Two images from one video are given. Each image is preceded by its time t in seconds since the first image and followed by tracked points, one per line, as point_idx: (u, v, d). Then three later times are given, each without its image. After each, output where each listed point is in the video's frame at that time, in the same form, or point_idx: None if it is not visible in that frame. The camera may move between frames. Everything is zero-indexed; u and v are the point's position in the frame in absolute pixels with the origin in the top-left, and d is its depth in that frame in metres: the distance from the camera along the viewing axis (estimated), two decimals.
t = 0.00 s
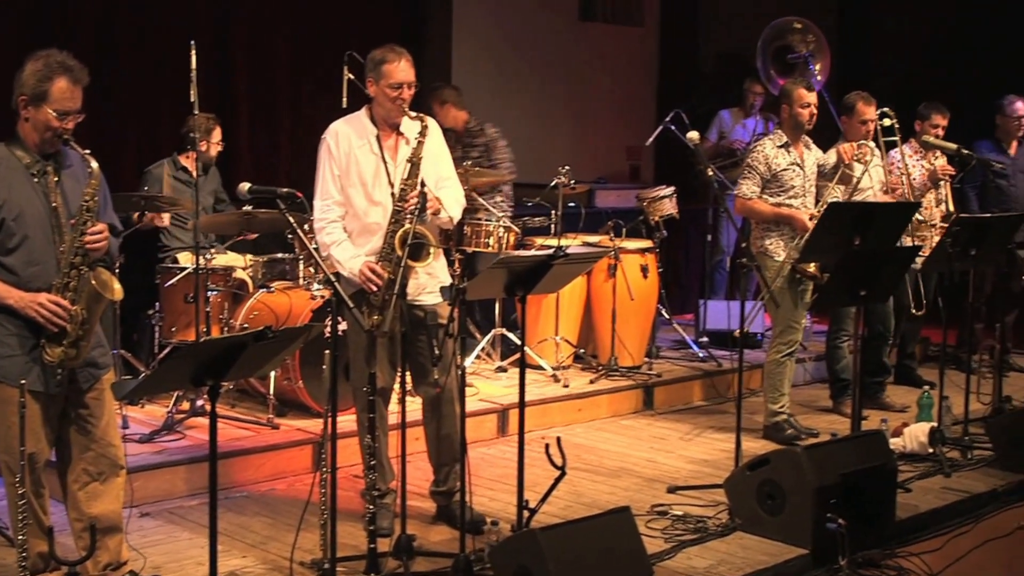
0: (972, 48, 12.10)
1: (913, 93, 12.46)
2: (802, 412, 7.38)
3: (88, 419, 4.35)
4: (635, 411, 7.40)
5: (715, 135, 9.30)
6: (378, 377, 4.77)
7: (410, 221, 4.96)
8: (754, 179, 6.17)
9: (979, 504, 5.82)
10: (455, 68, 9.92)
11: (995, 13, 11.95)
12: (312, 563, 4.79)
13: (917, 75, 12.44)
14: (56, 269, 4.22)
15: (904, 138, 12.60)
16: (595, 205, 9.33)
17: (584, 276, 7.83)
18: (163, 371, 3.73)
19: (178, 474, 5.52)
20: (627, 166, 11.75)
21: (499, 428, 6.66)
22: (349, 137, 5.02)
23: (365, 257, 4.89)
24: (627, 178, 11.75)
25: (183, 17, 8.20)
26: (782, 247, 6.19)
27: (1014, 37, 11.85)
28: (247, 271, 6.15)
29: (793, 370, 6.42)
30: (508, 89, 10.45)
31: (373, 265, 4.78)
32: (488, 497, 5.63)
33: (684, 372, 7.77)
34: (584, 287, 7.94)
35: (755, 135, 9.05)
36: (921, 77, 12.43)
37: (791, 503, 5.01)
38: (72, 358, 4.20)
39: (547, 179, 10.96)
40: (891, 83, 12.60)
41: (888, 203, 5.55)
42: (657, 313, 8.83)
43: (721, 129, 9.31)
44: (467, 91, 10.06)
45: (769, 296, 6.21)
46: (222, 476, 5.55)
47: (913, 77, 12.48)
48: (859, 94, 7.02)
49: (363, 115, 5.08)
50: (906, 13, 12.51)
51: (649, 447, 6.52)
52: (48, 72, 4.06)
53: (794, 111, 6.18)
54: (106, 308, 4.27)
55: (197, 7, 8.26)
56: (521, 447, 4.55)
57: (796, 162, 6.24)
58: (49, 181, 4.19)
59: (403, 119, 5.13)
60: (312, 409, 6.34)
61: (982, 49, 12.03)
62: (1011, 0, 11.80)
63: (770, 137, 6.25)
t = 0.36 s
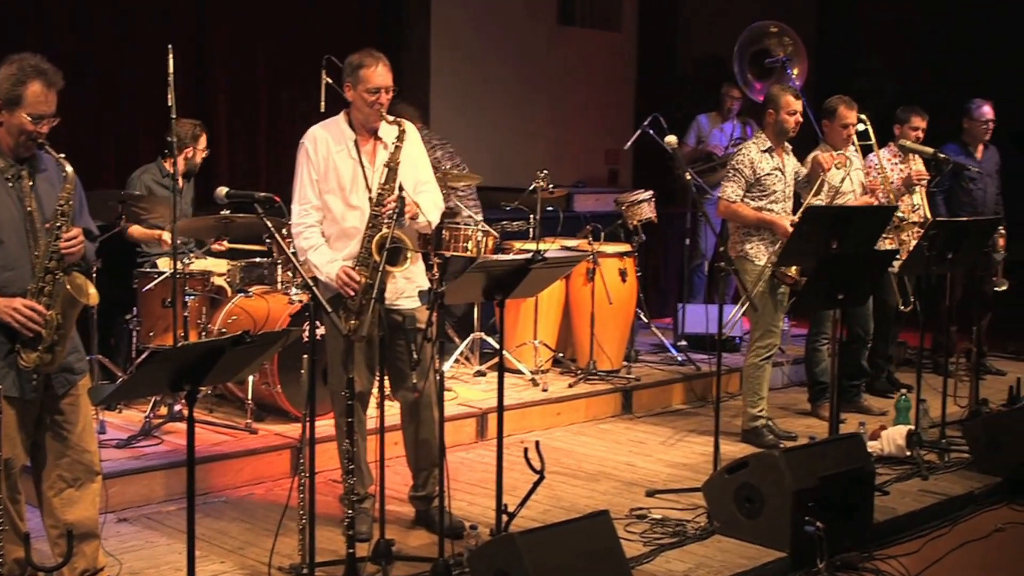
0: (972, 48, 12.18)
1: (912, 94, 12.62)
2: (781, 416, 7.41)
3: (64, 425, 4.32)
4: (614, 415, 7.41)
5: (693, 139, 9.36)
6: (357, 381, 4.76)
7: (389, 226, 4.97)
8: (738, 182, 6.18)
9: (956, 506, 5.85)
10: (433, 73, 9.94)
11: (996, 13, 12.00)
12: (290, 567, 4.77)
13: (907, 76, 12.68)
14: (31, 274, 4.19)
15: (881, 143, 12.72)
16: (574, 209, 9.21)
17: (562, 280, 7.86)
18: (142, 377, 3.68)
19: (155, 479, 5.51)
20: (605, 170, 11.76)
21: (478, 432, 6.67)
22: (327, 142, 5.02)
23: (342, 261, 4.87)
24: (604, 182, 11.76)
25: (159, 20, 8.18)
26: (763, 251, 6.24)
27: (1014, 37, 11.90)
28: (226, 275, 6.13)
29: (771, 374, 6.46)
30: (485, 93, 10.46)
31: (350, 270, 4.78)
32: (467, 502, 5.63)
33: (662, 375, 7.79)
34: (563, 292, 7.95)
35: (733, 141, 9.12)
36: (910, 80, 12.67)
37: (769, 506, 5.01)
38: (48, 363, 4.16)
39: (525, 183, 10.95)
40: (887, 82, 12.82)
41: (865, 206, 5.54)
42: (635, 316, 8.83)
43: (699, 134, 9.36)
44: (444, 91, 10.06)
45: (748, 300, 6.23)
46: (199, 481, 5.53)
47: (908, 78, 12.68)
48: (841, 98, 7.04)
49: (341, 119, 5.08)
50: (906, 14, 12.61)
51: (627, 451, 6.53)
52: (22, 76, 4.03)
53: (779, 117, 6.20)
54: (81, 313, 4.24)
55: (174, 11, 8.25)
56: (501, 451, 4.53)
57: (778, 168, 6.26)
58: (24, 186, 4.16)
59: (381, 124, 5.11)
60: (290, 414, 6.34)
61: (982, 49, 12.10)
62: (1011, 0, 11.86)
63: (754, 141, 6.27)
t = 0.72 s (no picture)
0: (972, 47, 11.96)
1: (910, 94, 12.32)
2: (761, 417, 7.43)
3: (41, 428, 4.29)
4: (594, 417, 7.42)
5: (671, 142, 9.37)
6: (336, 383, 4.75)
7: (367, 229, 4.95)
8: (712, 182, 6.22)
9: (935, 507, 5.87)
10: (412, 75, 9.94)
11: (996, 13, 11.81)
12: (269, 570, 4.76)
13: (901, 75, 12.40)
14: (7, 276, 4.15)
15: (862, 143, 12.74)
16: (553, 211, 9.28)
17: (543, 281, 7.86)
18: (120, 379, 3.66)
19: (134, 483, 5.49)
20: (585, 171, 11.77)
21: (458, 434, 6.68)
22: (307, 143, 5.00)
23: (320, 263, 4.86)
24: (584, 184, 11.77)
25: (136, 21, 8.15)
26: (738, 253, 6.26)
27: (1014, 37, 11.74)
28: (205, 277, 6.19)
29: (749, 375, 6.45)
30: (465, 95, 10.46)
31: (329, 271, 4.77)
32: (448, 504, 5.63)
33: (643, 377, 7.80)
34: (543, 293, 7.96)
35: (711, 143, 9.17)
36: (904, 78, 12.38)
37: (749, 507, 5.02)
38: (25, 366, 4.10)
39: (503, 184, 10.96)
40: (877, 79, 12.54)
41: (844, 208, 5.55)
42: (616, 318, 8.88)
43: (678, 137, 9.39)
44: (424, 92, 10.06)
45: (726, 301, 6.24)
46: (178, 484, 5.52)
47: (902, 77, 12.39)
48: (824, 100, 7.08)
49: (321, 121, 5.07)
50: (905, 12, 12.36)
51: (607, 452, 6.54)
52: None
53: (756, 118, 6.21)
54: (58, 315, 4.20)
55: (151, 12, 8.22)
56: (481, 453, 4.52)
57: (755, 169, 6.27)
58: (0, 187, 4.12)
59: (362, 126, 5.11)
60: (269, 416, 6.34)
61: (982, 48, 11.90)
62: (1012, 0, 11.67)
63: (729, 142, 6.29)
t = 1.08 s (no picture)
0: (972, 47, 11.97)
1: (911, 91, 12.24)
2: (738, 417, 7.46)
3: (17, 431, 4.25)
4: (572, 417, 7.43)
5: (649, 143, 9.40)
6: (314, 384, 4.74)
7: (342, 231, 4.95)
8: (684, 185, 6.28)
9: (912, 506, 5.90)
10: (390, 74, 9.95)
11: (997, 13, 11.83)
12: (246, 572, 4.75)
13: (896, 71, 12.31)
14: None
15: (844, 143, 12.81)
16: (532, 212, 9.32)
17: (521, 281, 7.87)
18: (98, 380, 3.64)
19: (112, 484, 5.47)
20: (564, 172, 11.79)
21: (436, 435, 6.69)
22: (286, 143, 4.98)
23: (294, 264, 4.85)
24: (563, 184, 11.79)
25: (112, 20, 8.13)
26: (711, 254, 6.30)
27: (1014, 37, 11.78)
28: (183, 278, 6.22)
29: (726, 375, 6.47)
30: (443, 96, 10.47)
31: (303, 272, 4.77)
32: (426, 505, 5.63)
33: (621, 378, 7.82)
34: (521, 294, 7.97)
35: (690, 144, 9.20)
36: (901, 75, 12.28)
37: (727, 507, 5.03)
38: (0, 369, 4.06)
39: (480, 185, 10.98)
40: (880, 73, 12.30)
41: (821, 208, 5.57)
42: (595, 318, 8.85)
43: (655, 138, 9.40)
44: (402, 91, 10.07)
45: (703, 301, 6.26)
46: (156, 486, 5.51)
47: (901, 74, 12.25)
48: (806, 99, 7.08)
49: (300, 121, 5.04)
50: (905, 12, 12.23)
51: (585, 452, 6.56)
52: None
53: (728, 119, 6.22)
54: (33, 316, 4.16)
55: (128, 11, 8.19)
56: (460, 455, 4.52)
57: (729, 170, 6.29)
58: None
59: (341, 128, 5.11)
60: (247, 418, 6.33)
61: (982, 48, 11.92)
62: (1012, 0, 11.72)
63: (704, 144, 6.32)
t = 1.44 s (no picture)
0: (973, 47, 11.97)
1: (900, 93, 12.29)
2: (717, 417, 7.48)
3: None
4: (552, 418, 7.45)
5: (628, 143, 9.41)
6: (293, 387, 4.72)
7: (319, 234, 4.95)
8: (670, 187, 6.26)
9: (891, 505, 5.92)
10: (370, 75, 9.95)
11: (997, 13, 11.82)
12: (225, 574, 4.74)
13: (884, 71, 12.31)
14: None
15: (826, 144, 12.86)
16: (512, 213, 9.35)
17: (501, 283, 7.88)
18: (76, 383, 3.61)
19: (90, 486, 5.46)
20: (543, 173, 11.81)
21: (416, 436, 6.69)
22: (264, 143, 4.96)
23: (269, 265, 4.84)
24: (542, 185, 11.81)
25: (91, 21, 8.12)
26: (694, 256, 6.31)
27: (1015, 36, 11.79)
28: (161, 279, 6.18)
29: (706, 375, 6.49)
30: (423, 98, 10.48)
31: (277, 274, 4.77)
32: (406, 506, 5.64)
33: (601, 379, 7.83)
34: (501, 295, 7.98)
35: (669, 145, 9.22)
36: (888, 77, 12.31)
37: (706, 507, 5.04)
38: None
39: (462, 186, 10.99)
40: (867, 72, 12.30)
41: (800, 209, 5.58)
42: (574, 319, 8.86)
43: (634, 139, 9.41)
44: (382, 91, 10.09)
45: (682, 302, 6.27)
46: (135, 488, 5.50)
47: (889, 73, 12.27)
48: (787, 100, 7.12)
49: (279, 122, 5.03)
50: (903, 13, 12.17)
51: (565, 453, 6.57)
52: None
53: (709, 122, 6.23)
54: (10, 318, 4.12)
55: (106, 11, 8.18)
56: (439, 456, 4.51)
57: (711, 172, 6.31)
58: None
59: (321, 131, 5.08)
60: (226, 419, 6.33)
61: (982, 48, 11.95)
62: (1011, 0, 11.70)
63: (686, 145, 6.33)
